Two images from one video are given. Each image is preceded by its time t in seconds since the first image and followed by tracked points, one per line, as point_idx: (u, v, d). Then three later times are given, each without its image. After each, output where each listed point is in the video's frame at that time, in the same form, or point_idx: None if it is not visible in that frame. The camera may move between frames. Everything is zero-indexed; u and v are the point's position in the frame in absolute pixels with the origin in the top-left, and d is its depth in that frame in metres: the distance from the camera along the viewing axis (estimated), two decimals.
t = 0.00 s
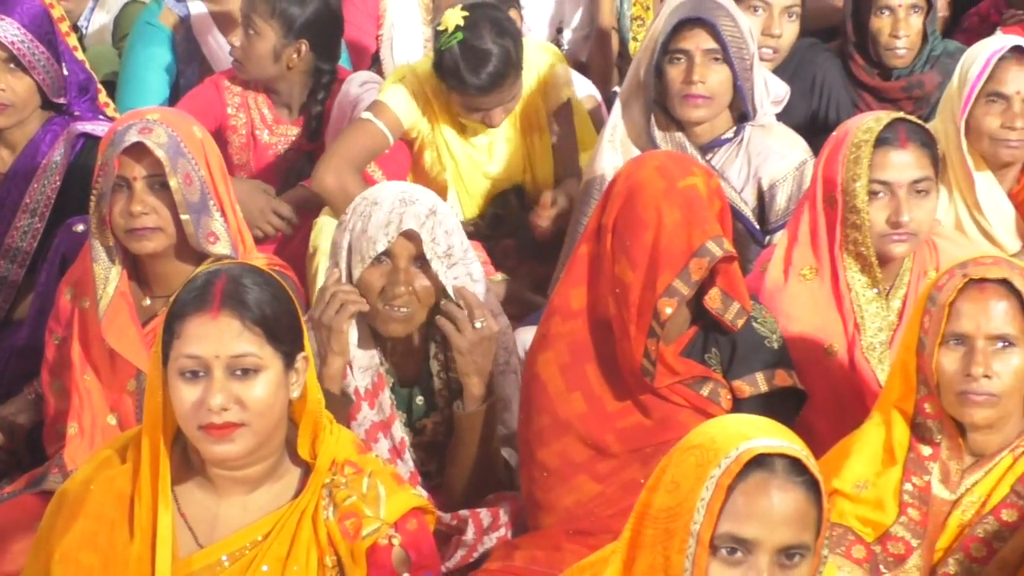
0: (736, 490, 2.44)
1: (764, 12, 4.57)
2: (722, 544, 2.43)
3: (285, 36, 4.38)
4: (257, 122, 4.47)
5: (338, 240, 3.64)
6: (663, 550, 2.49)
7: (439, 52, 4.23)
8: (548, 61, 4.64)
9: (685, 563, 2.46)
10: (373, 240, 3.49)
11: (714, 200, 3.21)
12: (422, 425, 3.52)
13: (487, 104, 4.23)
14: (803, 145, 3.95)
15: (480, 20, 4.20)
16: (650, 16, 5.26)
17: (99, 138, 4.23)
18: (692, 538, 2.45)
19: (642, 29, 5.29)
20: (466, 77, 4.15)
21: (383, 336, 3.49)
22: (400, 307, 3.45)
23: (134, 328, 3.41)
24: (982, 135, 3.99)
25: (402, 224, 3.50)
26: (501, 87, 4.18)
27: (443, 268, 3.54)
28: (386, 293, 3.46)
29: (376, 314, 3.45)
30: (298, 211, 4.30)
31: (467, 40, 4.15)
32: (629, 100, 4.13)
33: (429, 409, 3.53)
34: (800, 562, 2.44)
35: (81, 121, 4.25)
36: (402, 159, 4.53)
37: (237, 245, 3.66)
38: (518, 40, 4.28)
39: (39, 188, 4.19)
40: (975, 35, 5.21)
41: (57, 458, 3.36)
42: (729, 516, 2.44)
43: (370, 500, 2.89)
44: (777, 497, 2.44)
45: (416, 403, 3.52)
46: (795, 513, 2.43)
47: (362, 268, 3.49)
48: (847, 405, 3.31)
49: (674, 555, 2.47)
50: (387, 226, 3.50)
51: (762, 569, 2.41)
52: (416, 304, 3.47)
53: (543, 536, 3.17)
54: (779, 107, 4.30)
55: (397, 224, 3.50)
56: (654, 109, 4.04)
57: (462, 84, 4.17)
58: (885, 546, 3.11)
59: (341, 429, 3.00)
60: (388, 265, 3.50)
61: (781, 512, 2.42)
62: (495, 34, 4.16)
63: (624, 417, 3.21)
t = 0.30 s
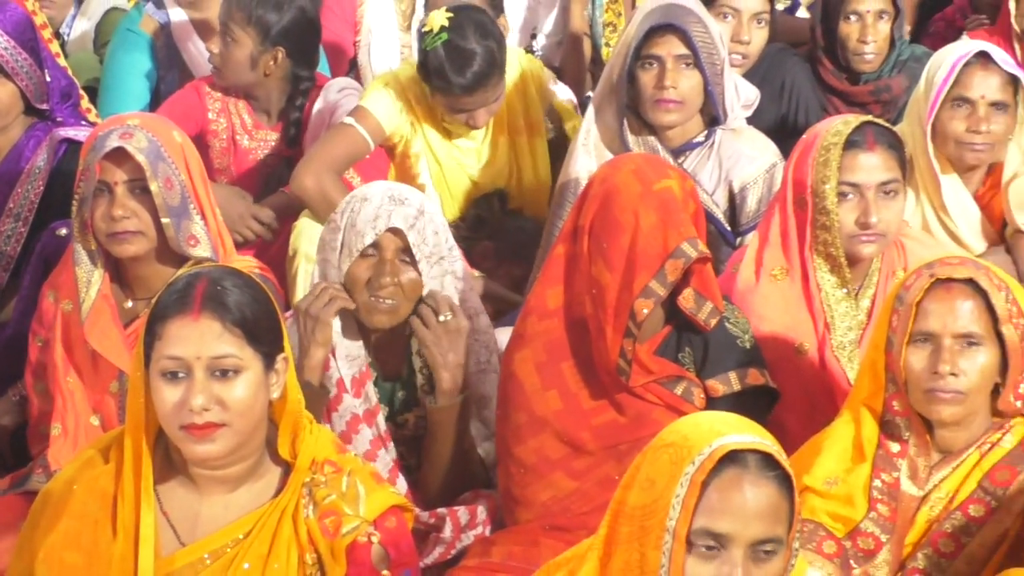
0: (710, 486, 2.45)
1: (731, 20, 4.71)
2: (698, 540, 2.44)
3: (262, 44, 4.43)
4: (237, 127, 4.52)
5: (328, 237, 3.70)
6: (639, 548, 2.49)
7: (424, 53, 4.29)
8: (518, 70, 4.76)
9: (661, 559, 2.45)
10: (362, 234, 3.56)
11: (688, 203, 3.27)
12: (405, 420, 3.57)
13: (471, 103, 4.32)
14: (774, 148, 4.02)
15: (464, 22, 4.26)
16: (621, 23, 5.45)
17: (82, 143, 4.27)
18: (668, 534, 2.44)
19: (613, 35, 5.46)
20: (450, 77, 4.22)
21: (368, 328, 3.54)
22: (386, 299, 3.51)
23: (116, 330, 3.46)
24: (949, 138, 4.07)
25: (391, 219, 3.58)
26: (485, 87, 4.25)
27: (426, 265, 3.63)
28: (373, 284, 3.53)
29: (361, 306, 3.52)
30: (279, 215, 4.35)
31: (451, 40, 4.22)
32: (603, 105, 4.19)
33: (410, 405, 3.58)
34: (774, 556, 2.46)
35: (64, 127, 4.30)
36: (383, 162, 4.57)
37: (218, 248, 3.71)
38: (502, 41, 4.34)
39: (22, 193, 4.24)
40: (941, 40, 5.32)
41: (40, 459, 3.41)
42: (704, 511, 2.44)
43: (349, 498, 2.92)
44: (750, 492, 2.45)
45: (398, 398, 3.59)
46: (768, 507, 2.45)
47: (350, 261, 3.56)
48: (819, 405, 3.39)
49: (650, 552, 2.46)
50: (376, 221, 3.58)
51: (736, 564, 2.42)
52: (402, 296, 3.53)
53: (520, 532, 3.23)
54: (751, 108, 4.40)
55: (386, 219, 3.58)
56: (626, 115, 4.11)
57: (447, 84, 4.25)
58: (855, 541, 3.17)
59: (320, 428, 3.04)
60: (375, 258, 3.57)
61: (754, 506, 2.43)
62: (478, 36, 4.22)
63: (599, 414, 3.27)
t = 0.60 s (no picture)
0: (698, 483, 2.48)
1: (710, 24, 4.77)
2: (687, 536, 2.47)
3: (242, 49, 4.47)
4: (225, 129, 4.57)
5: (314, 235, 3.73)
6: (626, 545, 2.52)
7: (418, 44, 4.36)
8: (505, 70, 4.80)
9: (649, 555, 2.48)
10: (350, 224, 3.61)
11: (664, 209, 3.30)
12: (389, 415, 3.59)
13: (464, 93, 4.34)
14: (751, 150, 4.10)
15: (460, 14, 4.35)
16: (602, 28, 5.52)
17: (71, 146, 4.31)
18: (657, 530, 2.47)
19: (594, 40, 5.53)
20: (445, 66, 4.27)
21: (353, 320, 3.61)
22: (371, 291, 3.59)
23: (104, 331, 3.51)
24: (924, 140, 4.14)
25: (377, 210, 3.64)
26: (479, 76, 4.30)
27: (408, 256, 3.67)
28: (358, 275, 3.59)
29: (347, 297, 3.58)
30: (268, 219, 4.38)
31: (447, 30, 4.29)
32: (584, 109, 4.23)
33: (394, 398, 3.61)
34: (760, 551, 2.49)
35: (53, 131, 4.34)
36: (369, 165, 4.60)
37: (204, 249, 3.75)
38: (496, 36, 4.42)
39: (11, 196, 4.28)
40: (916, 43, 5.40)
41: (30, 458, 3.46)
42: (692, 508, 2.48)
43: (336, 496, 2.96)
44: (737, 489, 2.48)
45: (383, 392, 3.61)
46: (755, 503, 2.48)
47: (336, 254, 3.61)
48: (795, 401, 3.48)
49: (638, 548, 2.49)
50: (363, 212, 3.63)
51: (723, 559, 2.45)
52: (387, 288, 3.62)
53: (504, 529, 3.28)
54: (729, 111, 4.50)
55: (373, 210, 3.64)
56: (607, 118, 4.16)
57: (441, 73, 4.30)
58: (833, 537, 3.22)
59: (306, 427, 3.09)
60: (360, 250, 3.63)
61: (741, 503, 2.47)
62: (474, 26, 4.30)
63: (581, 412, 3.32)
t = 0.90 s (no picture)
0: (674, 480, 2.51)
1: (682, 28, 4.88)
2: (664, 532, 2.50)
3: (223, 55, 4.53)
4: (210, 134, 4.62)
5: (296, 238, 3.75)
6: (605, 543, 2.56)
7: (406, 25, 4.45)
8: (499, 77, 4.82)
9: (628, 553, 2.51)
10: (331, 224, 3.65)
11: (632, 198, 3.36)
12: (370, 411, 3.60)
13: (445, 73, 4.40)
14: (725, 152, 4.17)
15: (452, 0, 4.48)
16: (579, 34, 5.58)
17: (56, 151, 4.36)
18: (634, 528, 2.51)
19: (570, 46, 5.61)
20: (428, 40, 4.35)
21: (335, 317, 3.67)
22: (354, 288, 3.66)
23: (91, 333, 3.56)
24: (894, 142, 4.22)
25: (359, 209, 3.69)
26: (462, 57, 4.37)
27: (388, 254, 3.74)
28: (341, 273, 3.66)
29: (328, 296, 3.64)
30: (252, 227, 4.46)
31: (436, 12, 4.40)
32: (561, 113, 4.28)
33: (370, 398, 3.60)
34: (735, 545, 2.52)
35: (39, 136, 4.39)
36: (351, 171, 4.65)
37: (188, 251, 3.81)
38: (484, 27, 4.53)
39: None
40: (887, 47, 5.49)
41: (17, 458, 3.51)
42: (669, 505, 2.51)
43: (319, 493, 3.02)
44: (713, 486, 2.51)
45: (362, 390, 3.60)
46: (730, 499, 2.51)
47: (318, 254, 3.65)
48: (767, 396, 3.56)
49: (617, 545, 2.53)
50: (345, 211, 3.67)
51: (700, 555, 2.49)
52: (369, 286, 3.68)
53: (482, 528, 3.35)
54: (704, 114, 4.53)
55: (355, 210, 3.68)
56: (584, 124, 4.21)
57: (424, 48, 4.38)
58: (806, 532, 3.29)
59: (289, 425, 3.15)
60: (342, 249, 3.69)
61: (717, 498, 2.50)
62: (463, 10, 4.42)
63: (557, 413, 3.40)
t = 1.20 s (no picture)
0: (670, 475, 2.54)
1: (664, 32, 4.96)
2: (660, 525, 2.53)
3: (213, 60, 4.60)
4: (202, 137, 4.66)
5: (287, 239, 3.81)
6: (602, 533, 2.59)
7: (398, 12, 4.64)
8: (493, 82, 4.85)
9: (623, 547, 2.54)
10: (322, 225, 3.70)
11: (609, 188, 3.43)
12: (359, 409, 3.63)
13: (429, 52, 4.53)
14: (707, 153, 4.24)
15: None
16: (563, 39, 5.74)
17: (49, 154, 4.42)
18: (630, 522, 2.53)
19: (555, 49, 5.74)
20: (413, 20, 4.54)
21: (324, 316, 3.72)
22: (343, 288, 3.71)
23: (84, 333, 3.61)
24: (872, 143, 4.28)
25: (349, 211, 3.74)
26: (446, 35, 4.51)
27: (378, 256, 3.79)
28: (331, 274, 3.71)
29: (319, 296, 3.69)
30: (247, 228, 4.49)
31: None
32: (544, 116, 4.34)
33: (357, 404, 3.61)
34: (729, 539, 2.57)
35: (32, 139, 4.45)
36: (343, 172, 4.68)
37: (180, 253, 3.85)
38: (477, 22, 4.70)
39: None
40: (866, 50, 5.55)
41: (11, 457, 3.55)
42: (665, 499, 2.54)
43: (308, 491, 3.06)
44: (706, 480, 2.55)
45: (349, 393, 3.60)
46: (724, 493, 2.55)
47: (308, 255, 3.71)
48: (751, 396, 3.62)
49: (613, 539, 2.56)
50: (335, 213, 3.72)
51: (695, 548, 2.52)
52: (358, 287, 3.73)
53: (469, 522, 3.40)
54: (685, 116, 4.46)
55: (345, 212, 3.73)
56: (567, 127, 4.28)
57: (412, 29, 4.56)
58: (788, 527, 3.34)
59: (278, 424, 3.18)
60: (332, 250, 3.74)
61: (712, 493, 2.54)
62: None
63: (545, 407, 3.44)
